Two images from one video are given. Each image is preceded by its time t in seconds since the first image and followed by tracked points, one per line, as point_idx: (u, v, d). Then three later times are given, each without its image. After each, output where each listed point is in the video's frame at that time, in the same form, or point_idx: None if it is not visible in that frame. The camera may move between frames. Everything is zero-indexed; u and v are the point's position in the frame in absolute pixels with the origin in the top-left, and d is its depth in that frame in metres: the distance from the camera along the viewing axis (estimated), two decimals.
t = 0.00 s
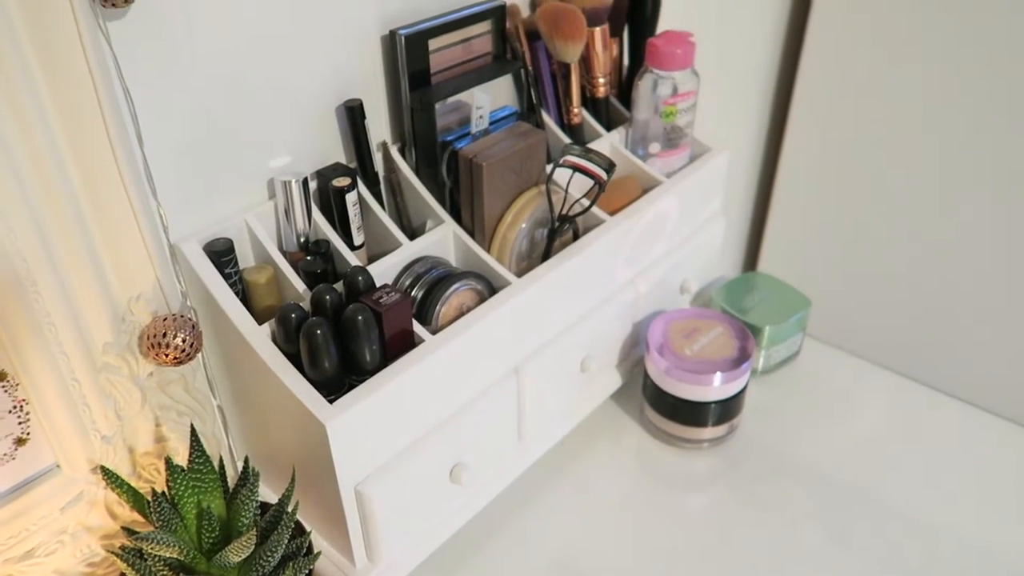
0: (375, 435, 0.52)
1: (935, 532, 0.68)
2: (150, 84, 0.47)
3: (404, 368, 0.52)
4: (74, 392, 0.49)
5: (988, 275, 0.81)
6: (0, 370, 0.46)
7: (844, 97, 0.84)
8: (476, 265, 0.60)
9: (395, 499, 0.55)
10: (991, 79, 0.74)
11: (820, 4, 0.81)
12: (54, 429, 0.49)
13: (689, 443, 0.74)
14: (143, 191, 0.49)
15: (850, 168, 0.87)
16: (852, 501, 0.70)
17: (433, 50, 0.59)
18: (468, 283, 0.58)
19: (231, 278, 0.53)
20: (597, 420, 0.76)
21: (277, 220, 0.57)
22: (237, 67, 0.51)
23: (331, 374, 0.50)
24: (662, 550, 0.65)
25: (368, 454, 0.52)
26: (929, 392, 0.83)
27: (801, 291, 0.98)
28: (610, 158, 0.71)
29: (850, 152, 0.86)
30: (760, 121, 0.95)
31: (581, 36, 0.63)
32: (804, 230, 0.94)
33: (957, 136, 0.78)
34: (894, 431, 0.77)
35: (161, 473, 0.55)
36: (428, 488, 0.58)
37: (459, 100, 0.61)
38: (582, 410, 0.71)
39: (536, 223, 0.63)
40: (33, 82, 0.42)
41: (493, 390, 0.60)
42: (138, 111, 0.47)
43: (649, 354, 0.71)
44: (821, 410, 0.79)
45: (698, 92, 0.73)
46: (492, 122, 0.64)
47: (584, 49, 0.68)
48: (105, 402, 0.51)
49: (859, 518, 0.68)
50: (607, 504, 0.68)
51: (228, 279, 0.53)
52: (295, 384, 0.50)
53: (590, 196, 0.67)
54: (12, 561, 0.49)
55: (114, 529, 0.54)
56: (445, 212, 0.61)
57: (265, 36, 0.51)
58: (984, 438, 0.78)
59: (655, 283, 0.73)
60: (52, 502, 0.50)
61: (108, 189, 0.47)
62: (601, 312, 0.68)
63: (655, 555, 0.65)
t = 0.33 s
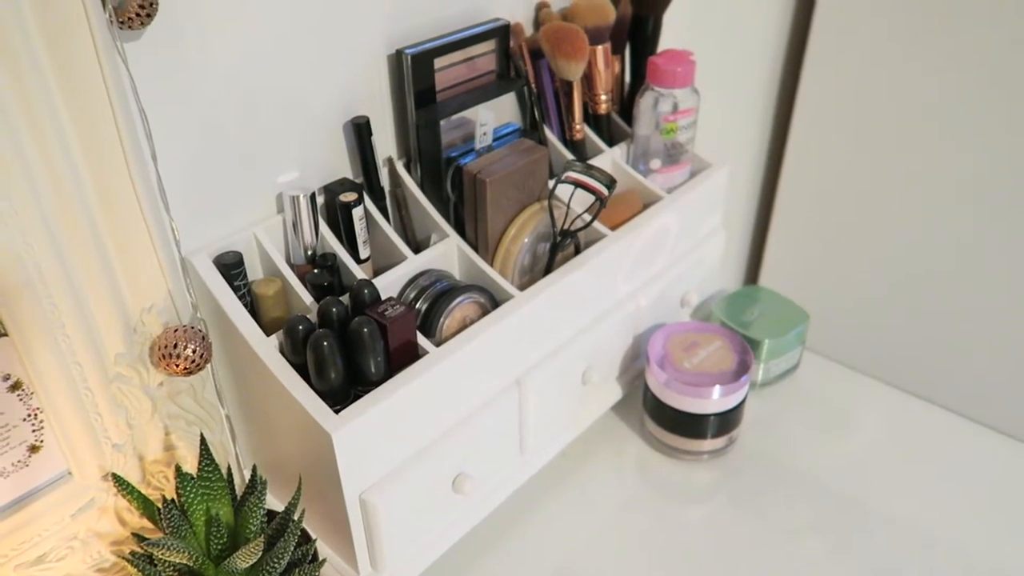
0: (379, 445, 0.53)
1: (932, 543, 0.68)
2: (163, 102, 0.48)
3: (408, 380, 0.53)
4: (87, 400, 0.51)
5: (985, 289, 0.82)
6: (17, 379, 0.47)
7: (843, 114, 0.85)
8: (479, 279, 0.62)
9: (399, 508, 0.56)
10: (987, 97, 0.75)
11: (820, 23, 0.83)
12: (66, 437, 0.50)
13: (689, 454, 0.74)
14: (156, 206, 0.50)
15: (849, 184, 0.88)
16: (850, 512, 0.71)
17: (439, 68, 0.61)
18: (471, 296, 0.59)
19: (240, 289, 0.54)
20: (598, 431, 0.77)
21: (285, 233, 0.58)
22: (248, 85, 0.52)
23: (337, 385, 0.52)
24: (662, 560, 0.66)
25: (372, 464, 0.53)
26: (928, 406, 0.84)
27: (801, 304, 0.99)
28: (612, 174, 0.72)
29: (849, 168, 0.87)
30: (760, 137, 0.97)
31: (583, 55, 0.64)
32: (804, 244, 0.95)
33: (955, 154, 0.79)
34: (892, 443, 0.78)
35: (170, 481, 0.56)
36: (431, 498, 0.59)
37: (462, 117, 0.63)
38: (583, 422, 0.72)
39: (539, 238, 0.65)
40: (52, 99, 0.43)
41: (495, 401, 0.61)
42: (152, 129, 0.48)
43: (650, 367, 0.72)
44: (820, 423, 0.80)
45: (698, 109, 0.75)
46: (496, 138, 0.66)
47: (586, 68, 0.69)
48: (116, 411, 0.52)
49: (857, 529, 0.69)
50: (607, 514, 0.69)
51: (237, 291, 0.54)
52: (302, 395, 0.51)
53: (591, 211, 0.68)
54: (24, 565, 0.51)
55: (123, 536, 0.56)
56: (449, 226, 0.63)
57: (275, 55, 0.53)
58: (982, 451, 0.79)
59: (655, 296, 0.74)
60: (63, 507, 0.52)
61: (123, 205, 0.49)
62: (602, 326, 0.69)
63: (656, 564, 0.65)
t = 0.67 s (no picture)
0: (392, 446, 0.54)
1: (937, 549, 0.69)
2: (185, 113, 0.50)
3: (420, 383, 0.54)
4: (110, 401, 0.52)
5: (992, 297, 0.83)
6: (43, 380, 0.49)
7: (851, 123, 0.86)
8: (491, 284, 0.63)
9: (410, 508, 0.58)
10: (993, 107, 0.76)
11: (828, 33, 0.83)
12: (89, 436, 0.52)
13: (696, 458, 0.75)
14: (178, 213, 0.52)
15: (857, 192, 0.89)
16: (855, 517, 0.71)
17: (452, 78, 0.62)
18: (483, 301, 0.60)
19: (258, 293, 0.56)
20: (607, 435, 0.78)
21: (301, 239, 0.59)
22: (266, 95, 0.53)
23: (352, 388, 0.53)
24: (668, 562, 0.67)
25: (385, 465, 0.54)
26: (934, 412, 0.84)
27: (810, 310, 1.00)
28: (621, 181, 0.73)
29: (857, 176, 0.88)
30: (769, 145, 0.98)
31: (594, 65, 0.65)
32: (813, 252, 0.96)
33: (962, 163, 0.80)
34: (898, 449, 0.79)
35: (189, 480, 0.57)
36: (443, 498, 0.60)
37: (474, 126, 0.64)
38: (592, 425, 0.73)
39: (549, 244, 0.66)
40: (81, 110, 0.45)
41: (505, 404, 0.62)
42: (175, 139, 0.50)
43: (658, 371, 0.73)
44: (827, 428, 0.81)
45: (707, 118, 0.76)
46: (508, 146, 0.67)
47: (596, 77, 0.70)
48: (137, 411, 0.54)
49: (862, 534, 0.70)
50: (616, 517, 0.70)
51: (255, 295, 0.56)
52: (317, 397, 0.52)
53: (601, 217, 0.69)
54: (47, 560, 0.52)
55: (142, 533, 0.57)
56: (462, 232, 0.64)
57: (293, 66, 0.54)
58: (988, 457, 0.79)
59: (664, 302, 0.75)
60: (85, 504, 0.53)
61: (147, 212, 0.50)
62: (611, 331, 0.70)
63: (662, 566, 0.66)
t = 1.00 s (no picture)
0: (383, 451, 0.55)
1: (922, 555, 0.70)
2: (184, 126, 0.51)
3: (411, 390, 0.55)
4: (107, 405, 0.53)
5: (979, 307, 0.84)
6: (42, 385, 0.50)
7: (841, 135, 0.88)
8: (481, 293, 0.64)
9: (401, 512, 0.59)
10: (980, 121, 0.77)
11: (820, 46, 0.85)
12: (87, 440, 0.53)
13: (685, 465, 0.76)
14: (175, 223, 0.53)
15: (848, 203, 0.91)
16: (843, 524, 0.73)
17: (445, 91, 0.63)
18: (474, 309, 0.61)
19: (253, 301, 0.57)
20: (598, 441, 0.80)
21: (296, 247, 0.61)
22: (263, 108, 0.55)
23: (343, 394, 0.54)
24: (657, 567, 0.68)
25: (376, 470, 0.56)
26: (922, 420, 0.86)
27: (801, 318, 1.01)
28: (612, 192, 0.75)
29: (848, 187, 0.90)
30: (762, 156, 0.99)
31: (585, 77, 0.67)
32: (805, 261, 0.98)
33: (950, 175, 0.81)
34: (886, 456, 0.80)
35: (184, 483, 0.58)
36: (433, 502, 0.61)
37: (467, 137, 0.66)
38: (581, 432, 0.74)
39: (539, 253, 0.67)
40: (81, 122, 0.46)
41: (496, 410, 0.64)
42: (173, 151, 0.51)
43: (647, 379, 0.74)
44: (816, 436, 0.82)
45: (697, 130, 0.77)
46: (499, 157, 0.68)
47: (588, 90, 0.72)
48: (134, 415, 0.55)
49: (849, 540, 0.71)
50: (605, 523, 0.72)
51: (249, 302, 0.57)
52: (309, 403, 0.53)
53: (591, 227, 0.71)
54: (44, 562, 0.53)
55: (137, 535, 0.58)
56: (454, 242, 0.65)
57: (290, 79, 0.55)
58: (974, 465, 0.80)
59: (654, 310, 0.76)
60: (83, 507, 0.54)
61: (144, 223, 0.51)
62: (601, 339, 0.71)
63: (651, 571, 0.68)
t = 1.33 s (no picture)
0: (381, 451, 0.56)
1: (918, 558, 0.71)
2: (190, 128, 0.52)
3: (409, 390, 0.56)
4: (110, 403, 0.54)
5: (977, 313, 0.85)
6: (46, 382, 0.51)
7: (840, 142, 0.89)
8: (480, 295, 0.65)
9: (399, 512, 0.59)
10: (977, 128, 0.78)
11: (819, 54, 0.86)
12: (91, 437, 0.54)
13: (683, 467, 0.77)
14: (179, 224, 0.54)
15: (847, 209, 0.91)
16: (839, 528, 0.73)
17: (446, 96, 0.64)
18: (473, 311, 0.62)
19: (255, 302, 0.58)
20: (597, 444, 0.80)
21: (298, 249, 0.62)
22: (268, 111, 0.56)
23: (343, 394, 0.55)
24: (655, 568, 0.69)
25: (375, 470, 0.56)
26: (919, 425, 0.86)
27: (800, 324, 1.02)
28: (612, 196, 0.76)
29: (847, 193, 0.90)
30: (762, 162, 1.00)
31: (585, 84, 0.68)
32: (804, 266, 0.98)
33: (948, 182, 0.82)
34: (883, 461, 0.81)
35: (185, 481, 0.59)
36: (431, 502, 0.62)
37: (468, 142, 0.66)
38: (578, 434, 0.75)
39: (538, 257, 0.68)
40: (88, 125, 0.47)
41: (494, 412, 0.64)
42: (178, 153, 0.52)
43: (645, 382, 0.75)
44: (813, 439, 0.83)
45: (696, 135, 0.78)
46: (500, 162, 0.69)
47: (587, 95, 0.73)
48: (136, 413, 0.56)
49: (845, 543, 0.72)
50: (603, 524, 0.72)
51: (252, 303, 0.58)
52: (310, 402, 0.54)
53: (589, 232, 0.71)
54: (47, 557, 0.54)
55: (139, 532, 0.59)
56: (454, 245, 0.66)
57: (296, 83, 0.56)
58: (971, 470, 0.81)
59: (652, 314, 0.77)
60: (85, 502, 0.55)
61: (149, 224, 0.52)
62: (599, 341, 0.72)
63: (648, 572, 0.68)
